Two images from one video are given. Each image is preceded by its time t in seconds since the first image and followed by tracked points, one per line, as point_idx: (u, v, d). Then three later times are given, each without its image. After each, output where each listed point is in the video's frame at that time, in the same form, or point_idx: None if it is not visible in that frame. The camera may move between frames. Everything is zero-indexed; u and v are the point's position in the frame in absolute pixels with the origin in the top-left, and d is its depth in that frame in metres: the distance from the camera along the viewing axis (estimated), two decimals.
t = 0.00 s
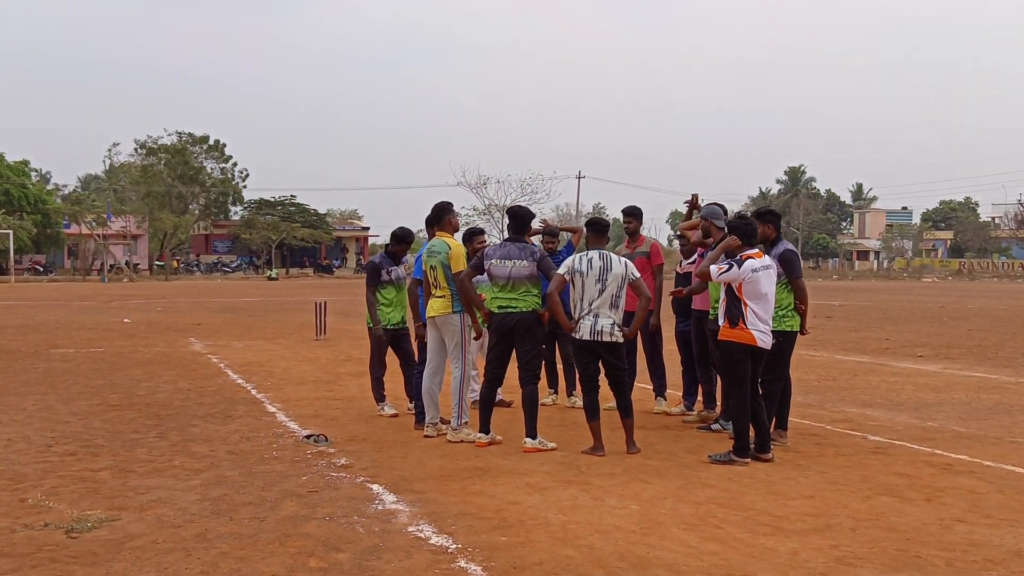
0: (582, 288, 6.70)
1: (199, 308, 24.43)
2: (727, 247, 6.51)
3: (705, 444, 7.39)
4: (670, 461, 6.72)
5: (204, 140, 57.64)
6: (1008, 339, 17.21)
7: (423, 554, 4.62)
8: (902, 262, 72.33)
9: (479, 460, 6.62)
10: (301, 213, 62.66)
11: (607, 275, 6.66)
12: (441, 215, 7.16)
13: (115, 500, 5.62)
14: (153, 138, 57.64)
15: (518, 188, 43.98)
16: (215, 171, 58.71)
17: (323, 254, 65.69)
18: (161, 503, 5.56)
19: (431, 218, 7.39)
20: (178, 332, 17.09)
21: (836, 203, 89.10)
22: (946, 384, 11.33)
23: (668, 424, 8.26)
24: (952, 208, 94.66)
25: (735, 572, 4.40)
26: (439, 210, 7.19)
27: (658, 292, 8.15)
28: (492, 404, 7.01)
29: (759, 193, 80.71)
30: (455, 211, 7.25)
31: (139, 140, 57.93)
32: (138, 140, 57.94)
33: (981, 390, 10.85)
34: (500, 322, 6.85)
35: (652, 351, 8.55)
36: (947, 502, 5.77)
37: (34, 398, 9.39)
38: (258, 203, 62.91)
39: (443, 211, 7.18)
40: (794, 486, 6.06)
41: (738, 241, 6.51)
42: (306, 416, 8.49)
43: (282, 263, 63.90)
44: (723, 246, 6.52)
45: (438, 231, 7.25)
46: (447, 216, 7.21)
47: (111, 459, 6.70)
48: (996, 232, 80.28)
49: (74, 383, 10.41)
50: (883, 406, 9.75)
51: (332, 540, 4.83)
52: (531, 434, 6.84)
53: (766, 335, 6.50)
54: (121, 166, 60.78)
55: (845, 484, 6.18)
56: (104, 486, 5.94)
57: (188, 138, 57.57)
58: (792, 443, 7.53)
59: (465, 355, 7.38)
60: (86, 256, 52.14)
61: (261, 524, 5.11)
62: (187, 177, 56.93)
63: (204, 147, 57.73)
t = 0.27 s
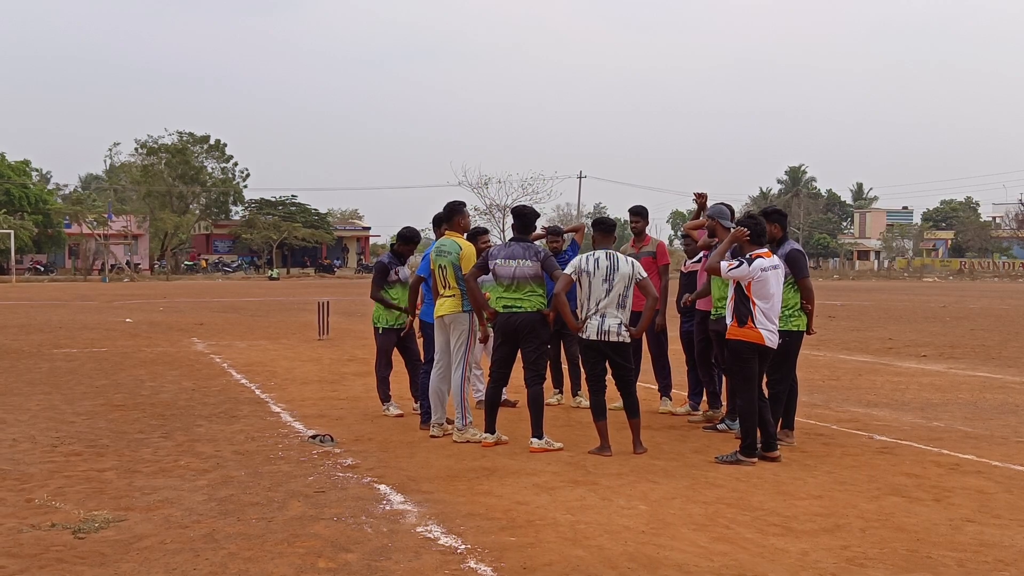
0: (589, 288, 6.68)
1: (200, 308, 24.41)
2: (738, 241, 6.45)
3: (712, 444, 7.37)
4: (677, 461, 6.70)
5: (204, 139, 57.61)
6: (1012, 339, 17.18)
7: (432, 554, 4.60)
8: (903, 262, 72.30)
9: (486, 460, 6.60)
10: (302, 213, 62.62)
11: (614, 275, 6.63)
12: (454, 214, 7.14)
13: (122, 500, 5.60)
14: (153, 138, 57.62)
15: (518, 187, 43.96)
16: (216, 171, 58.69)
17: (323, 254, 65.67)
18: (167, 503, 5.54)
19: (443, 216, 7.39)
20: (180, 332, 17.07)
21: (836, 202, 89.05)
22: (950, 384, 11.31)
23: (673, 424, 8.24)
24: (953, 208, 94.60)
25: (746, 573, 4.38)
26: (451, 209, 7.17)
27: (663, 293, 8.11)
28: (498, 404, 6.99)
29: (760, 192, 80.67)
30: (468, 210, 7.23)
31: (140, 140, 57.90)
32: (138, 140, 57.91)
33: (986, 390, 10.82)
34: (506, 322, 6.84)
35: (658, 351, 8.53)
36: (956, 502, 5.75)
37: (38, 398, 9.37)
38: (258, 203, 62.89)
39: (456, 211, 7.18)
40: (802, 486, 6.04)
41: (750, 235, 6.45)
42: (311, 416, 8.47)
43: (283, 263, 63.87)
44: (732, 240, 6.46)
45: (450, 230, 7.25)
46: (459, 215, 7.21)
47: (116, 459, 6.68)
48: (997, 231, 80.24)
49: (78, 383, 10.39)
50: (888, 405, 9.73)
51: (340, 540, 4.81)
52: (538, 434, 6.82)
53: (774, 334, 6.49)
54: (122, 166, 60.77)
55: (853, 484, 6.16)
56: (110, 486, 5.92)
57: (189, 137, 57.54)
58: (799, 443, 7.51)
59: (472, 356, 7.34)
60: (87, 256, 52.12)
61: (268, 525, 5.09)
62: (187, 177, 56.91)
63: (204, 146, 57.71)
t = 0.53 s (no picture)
0: (594, 287, 6.67)
1: (201, 308, 24.39)
2: (753, 242, 6.41)
3: (717, 444, 7.36)
4: (682, 461, 6.69)
5: (205, 139, 57.59)
6: (1014, 339, 17.17)
7: (440, 555, 4.59)
8: (903, 262, 72.28)
9: (491, 460, 6.60)
10: (302, 213, 62.62)
11: (619, 274, 6.63)
12: (463, 213, 7.13)
13: (127, 501, 5.58)
14: (153, 137, 57.59)
15: (519, 188, 43.96)
16: (216, 171, 58.67)
17: (324, 254, 65.70)
18: (173, 503, 5.53)
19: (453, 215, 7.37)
20: (182, 332, 17.05)
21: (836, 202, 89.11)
22: (953, 384, 11.30)
23: (678, 423, 8.23)
24: (953, 208, 94.60)
25: (755, 573, 4.37)
26: (459, 208, 7.16)
27: (668, 293, 8.07)
28: (503, 404, 6.98)
29: (760, 192, 80.66)
30: (477, 208, 7.22)
31: (140, 140, 57.87)
32: (138, 140, 57.88)
33: (989, 390, 10.81)
34: (510, 322, 6.83)
35: (661, 351, 8.52)
36: (963, 502, 5.74)
37: (41, 397, 9.36)
38: (258, 203, 62.87)
39: (464, 210, 7.15)
40: (809, 486, 6.03)
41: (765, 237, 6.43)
42: (315, 417, 8.45)
43: (283, 263, 63.84)
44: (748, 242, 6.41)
45: (459, 229, 7.23)
46: (466, 215, 7.18)
47: (121, 460, 6.67)
48: (997, 231, 80.23)
49: (81, 383, 10.38)
50: (892, 405, 9.72)
51: (348, 540, 4.80)
52: (543, 434, 6.81)
53: (780, 333, 6.51)
54: (122, 166, 60.75)
55: (860, 484, 6.15)
56: (116, 486, 5.91)
57: (189, 137, 57.52)
58: (804, 443, 7.50)
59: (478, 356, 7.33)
60: (87, 256, 52.09)
61: (275, 525, 5.08)
62: (187, 177, 56.88)
63: (204, 146, 57.71)
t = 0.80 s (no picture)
0: (597, 286, 6.66)
1: (202, 308, 24.38)
2: (759, 242, 6.39)
3: (720, 443, 7.34)
4: (686, 461, 6.67)
5: (205, 138, 57.60)
6: (1015, 339, 17.15)
7: (444, 555, 4.57)
8: (903, 262, 72.25)
9: (494, 459, 6.58)
10: (302, 212, 62.59)
11: (623, 273, 6.61)
12: (468, 212, 7.12)
13: (130, 500, 5.57)
14: (154, 137, 57.56)
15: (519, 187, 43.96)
16: (216, 170, 58.65)
17: (325, 254, 65.70)
18: (175, 503, 5.51)
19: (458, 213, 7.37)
20: (183, 331, 17.03)
21: (836, 202, 89.09)
22: (955, 383, 11.29)
23: (681, 423, 8.21)
24: (954, 208, 94.56)
25: (759, 573, 4.35)
26: (464, 207, 7.15)
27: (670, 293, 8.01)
28: (506, 403, 6.96)
29: (760, 192, 80.63)
30: (481, 207, 7.21)
31: (140, 139, 57.84)
32: (138, 140, 57.85)
33: (992, 390, 10.78)
34: (512, 321, 6.81)
35: (664, 351, 8.52)
36: (967, 502, 5.73)
37: (42, 397, 9.34)
38: (258, 203, 62.85)
39: (470, 210, 7.13)
40: (812, 485, 6.02)
41: (771, 237, 6.40)
42: (317, 416, 8.44)
43: (283, 262, 63.82)
44: (755, 242, 6.38)
45: (464, 227, 7.22)
46: (472, 215, 7.18)
47: (123, 459, 6.65)
48: (997, 231, 80.17)
49: (82, 383, 10.36)
50: (894, 405, 9.70)
51: (351, 540, 4.79)
52: (545, 433, 6.80)
53: (786, 333, 6.51)
54: (122, 166, 60.73)
55: (864, 483, 6.13)
56: (118, 486, 5.89)
57: (189, 137, 57.52)
58: (807, 442, 7.48)
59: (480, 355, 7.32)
60: (88, 256, 52.05)
61: (278, 524, 5.07)
62: (188, 176, 56.86)
63: (205, 146, 57.70)
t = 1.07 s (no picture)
0: (600, 286, 6.65)
1: (203, 308, 24.39)
2: (764, 244, 6.43)
3: (722, 443, 7.33)
4: (688, 461, 6.67)
5: (206, 139, 57.64)
6: (1017, 339, 17.14)
7: (447, 555, 4.57)
8: (904, 262, 72.21)
9: (496, 460, 6.57)
10: (303, 213, 62.60)
11: (625, 273, 6.59)
12: (470, 212, 7.10)
13: (132, 500, 5.56)
14: (154, 137, 57.59)
15: (521, 186, 43.96)
16: (217, 170, 58.67)
17: (326, 254, 65.72)
18: (177, 503, 5.51)
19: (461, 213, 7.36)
20: (184, 331, 17.03)
21: (837, 202, 89.07)
22: (957, 383, 11.28)
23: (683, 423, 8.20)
24: (954, 208, 94.49)
25: (763, 573, 4.34)
26: (466, 207, 7.14)
27: (672, 293, 7.97)
28: (508, 403, 6.96)
29: (761, 192, 80.60)
30: (484, 207, 7.19)
31: (141, 139, 57.86)
32: (139, 140, 57.87)
33: (994, 390, 10.77)
34: (514, 321, 6.81)
35: (665, 351, 8.52)
36: (970, 502, 5.72)
37: (43, 397, 9.34)
38: (259, 202, 62.86)
39: (472, 210, 7.12)
40: (815, 486, 6.01)
41: (774, 240, 6.46)
42: (318, 416, 8.43)
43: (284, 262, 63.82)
44: (759, 245, 6.42)
45: (466, 227, 7.21)
46: (475, 215, 7.16)
47: (125, 459, 6.65)
48: (998, 231, 80.12)
49: (83, 383, 10.36)
50: (896, 405, 9.69)
51: (353, 540, 4.78)
52: (547, 433, 6.79)
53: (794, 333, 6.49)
54: (123, 166, 60.76)
55: (866, 484, 6.12)
56: (120, 486, 5.89)
57: (190, 137, 57.56)
58: (809, 442, 7.47)
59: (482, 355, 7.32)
60: (89, 256, 52.07)
61: (280, 524, 5.06)
62: (188, 176, 56.87)
63: (205, 146, 57.74)
